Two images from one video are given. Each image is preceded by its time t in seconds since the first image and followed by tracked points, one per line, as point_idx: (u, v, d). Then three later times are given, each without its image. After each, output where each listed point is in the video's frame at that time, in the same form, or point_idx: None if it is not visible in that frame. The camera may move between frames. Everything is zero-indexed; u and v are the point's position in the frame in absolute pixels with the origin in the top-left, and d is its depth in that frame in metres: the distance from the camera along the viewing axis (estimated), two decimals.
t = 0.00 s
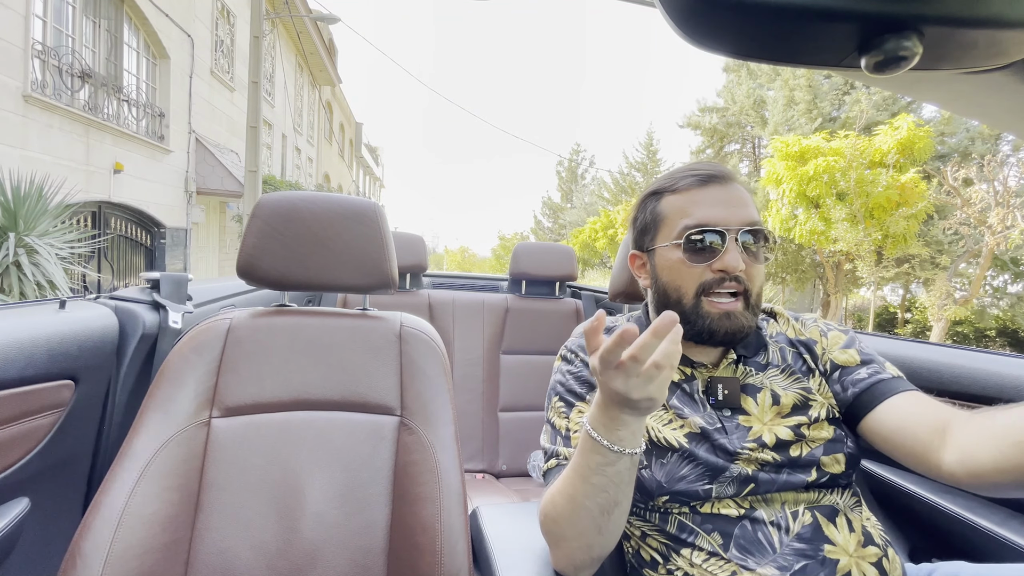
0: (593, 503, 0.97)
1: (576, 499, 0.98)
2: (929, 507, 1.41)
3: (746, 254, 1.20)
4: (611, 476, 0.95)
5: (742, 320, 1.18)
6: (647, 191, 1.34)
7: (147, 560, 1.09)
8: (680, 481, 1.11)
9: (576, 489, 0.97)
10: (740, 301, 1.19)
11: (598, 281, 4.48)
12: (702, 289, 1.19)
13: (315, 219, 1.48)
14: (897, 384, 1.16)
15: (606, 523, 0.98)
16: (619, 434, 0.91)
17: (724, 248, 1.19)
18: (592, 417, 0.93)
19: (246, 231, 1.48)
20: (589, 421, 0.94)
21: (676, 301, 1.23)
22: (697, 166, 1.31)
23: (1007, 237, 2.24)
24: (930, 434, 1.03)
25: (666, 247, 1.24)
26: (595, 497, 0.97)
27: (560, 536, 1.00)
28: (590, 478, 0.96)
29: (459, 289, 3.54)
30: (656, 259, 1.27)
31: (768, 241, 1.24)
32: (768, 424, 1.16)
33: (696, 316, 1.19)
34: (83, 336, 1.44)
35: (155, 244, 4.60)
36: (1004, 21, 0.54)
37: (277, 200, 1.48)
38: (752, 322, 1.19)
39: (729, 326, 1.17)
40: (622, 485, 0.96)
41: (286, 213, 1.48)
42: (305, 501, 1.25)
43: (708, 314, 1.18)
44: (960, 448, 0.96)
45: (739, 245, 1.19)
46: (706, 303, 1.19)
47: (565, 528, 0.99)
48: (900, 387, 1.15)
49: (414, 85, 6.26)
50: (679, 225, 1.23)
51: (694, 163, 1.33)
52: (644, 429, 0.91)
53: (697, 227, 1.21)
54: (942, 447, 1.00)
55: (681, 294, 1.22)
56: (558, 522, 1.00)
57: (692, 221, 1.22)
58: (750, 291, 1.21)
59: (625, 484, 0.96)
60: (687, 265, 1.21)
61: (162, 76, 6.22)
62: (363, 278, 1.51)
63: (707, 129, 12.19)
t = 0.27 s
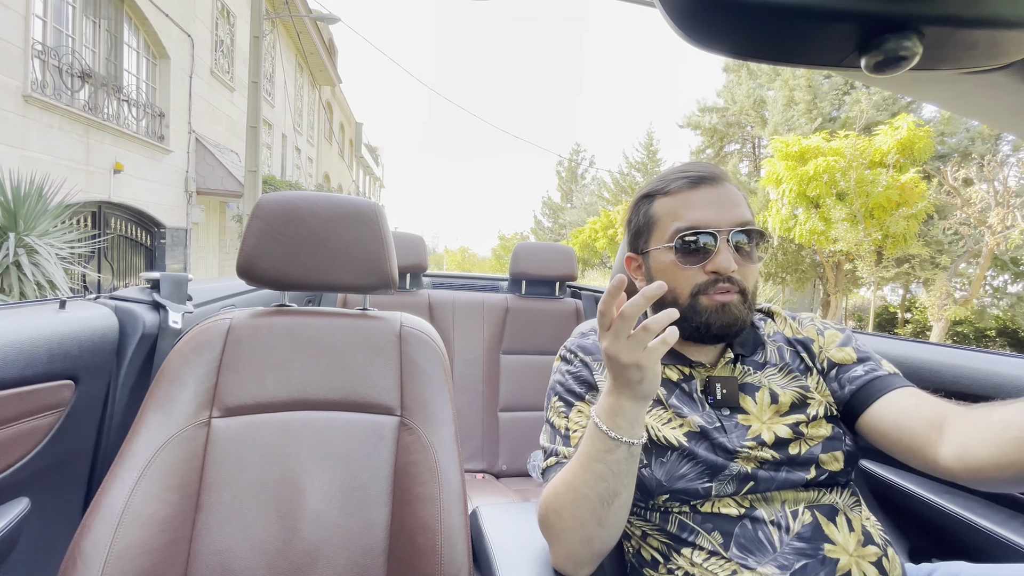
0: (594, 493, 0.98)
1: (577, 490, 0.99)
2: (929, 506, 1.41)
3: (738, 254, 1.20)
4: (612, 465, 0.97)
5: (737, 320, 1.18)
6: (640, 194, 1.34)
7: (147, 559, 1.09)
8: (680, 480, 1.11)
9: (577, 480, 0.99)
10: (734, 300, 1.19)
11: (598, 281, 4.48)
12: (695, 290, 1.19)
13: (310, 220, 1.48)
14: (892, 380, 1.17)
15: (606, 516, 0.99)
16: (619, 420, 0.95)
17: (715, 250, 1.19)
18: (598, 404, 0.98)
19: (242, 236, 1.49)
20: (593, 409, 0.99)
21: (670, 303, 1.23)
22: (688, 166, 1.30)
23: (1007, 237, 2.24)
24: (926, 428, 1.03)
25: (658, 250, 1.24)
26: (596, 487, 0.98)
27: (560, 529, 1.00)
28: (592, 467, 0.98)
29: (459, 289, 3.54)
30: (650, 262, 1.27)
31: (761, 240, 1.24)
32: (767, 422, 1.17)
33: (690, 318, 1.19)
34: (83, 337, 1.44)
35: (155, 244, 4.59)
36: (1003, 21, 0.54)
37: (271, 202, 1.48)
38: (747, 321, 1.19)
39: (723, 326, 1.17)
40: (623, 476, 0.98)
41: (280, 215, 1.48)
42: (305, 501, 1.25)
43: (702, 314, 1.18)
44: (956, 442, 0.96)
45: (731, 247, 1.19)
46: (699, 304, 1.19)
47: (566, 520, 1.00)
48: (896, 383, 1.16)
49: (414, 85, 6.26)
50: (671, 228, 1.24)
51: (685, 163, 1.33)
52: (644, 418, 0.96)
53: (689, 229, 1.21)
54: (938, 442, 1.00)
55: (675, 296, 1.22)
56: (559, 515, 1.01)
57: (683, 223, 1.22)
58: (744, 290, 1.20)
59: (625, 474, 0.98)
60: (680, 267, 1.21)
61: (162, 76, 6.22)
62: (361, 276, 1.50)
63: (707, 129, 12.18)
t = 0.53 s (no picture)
0: (595, 494, 0.98)
1: (578, 491, 0.98)
2: (929, 507, 1.41)
3: (738, 257, 1.20)
4: (613, 466, 0.96)
5: (737, 323, 1.17)
6: (641, 195, 1.35)
7: (147, 560, 1.09)
8: (680, 481, 1.11)
9: (578, 481, 0.98)
10: (734, 303, 1.19)
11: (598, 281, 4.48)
12: (695, 294, 1.19)
13: (311, 221, 1.48)
14: (894, 383, 1.16)
15: (606, 516, 0.99)
16: (622, 421, 0.94)
17: (716, 252, 1.19)
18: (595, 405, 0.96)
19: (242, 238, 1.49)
20: (591, 409, 0.97)
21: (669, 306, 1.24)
22: (690, 168, 1.30)
23: (1007, 237, 2.24)
24: (926, 431, 1.03)
25: (659, 252, 1.24)
26: (596, 488, 0.98)
27: (560, 530, 1.00)
28: (592, 468, 0.97)
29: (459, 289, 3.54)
30: (650, 264, 1.27)
31: (762, 242, 1.23)
32: (767, 424, 1.16)
33: (690, 320, 1.19)
34: (83, 336, 1.44)
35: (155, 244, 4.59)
36: (1003, 22, 0.54)
37: (271, 203, 1.48)
38: (747, 324, 1.19)
39: (722, 330, 1.17)
40: (623, 476, 0.98)
41: (281, 217, 1.48)
42: (305, 501, 1.25)
43: (701, 318, 1.18)
44: (957, 443, 0.96)
45: (732, 249, 1.19)
46: (699, 307, 1.19)
47: (566, 521, 0.99)
48: (897, 386, 1.15)
49: (414, 86, 6.26)
50: (672, 230, 1.24)
51: (687, 164, 1.32)
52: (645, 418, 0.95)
53: (689, 231, 1.21)
54: (939, 444, 1.00)
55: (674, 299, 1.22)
56: (559, 516, 1.00)
57: (684, 225, 1.22)
58: (745, 293, 1.20)
59: (626, 475, 0.98)
60: (680, 269, 1.21)
61: (162, 76, 6.22)
62: (363, 277, 1.50)
63: (707, 129, 12.18)
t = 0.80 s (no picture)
0: (597, 504, 0.97)
1: (580, 500, 0.97)
2: (929, 507, 1.41)
3: (739, 257, 1.20)
4: (618, 478, 0.95)
5: (735, 323, 1.17)
6: (645, 192, 1.35)
7: (147, 560, 1.09)
8: (680, 482, 1.11)
9: (581, 491, 0.97)
10: (733, 303, 1.18)
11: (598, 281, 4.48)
12: (694, 292, 1.19)
13: (313, 220, 1.48)
14: (892, 380, 1.16)
15: (609, 524, 0.98)
16: (628, 436, 0.91)
17: (717, 252, 1.19)
18: (598, 419, 0.93)
19: (244, 233, 1.49)
20: (594, 423, 0.94)
21: (668, 304, 1.24)
22: (695, 167, 1.30)
23: (1007, 237, 2.24)
24: (925, 427, 1.03)
25: (660, 249, 1.24)
26: (600, 499, 0.97)
27: (562, 537, 1.00)
28: (596, 480, 0.96)
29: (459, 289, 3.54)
30: (650, 260, 1.27)
31: (764, 244, 1.23)
32: (766, 425, 1.17)
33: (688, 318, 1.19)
34: (83, 337, 1.44)
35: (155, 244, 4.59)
36: (1003, 22, 0.54)
37: (274, 200, 1.48)
38: (745, 324, 1.18)
39: (720, 329, 1.16)
40: (626, 485, 0.97)
41: (283, 214, 1.48)
42: (305, 501, 1.25)
43: (699, 315, 1.18)
44: (957, 441, 0.96)
45: (733, 249, 1.19)
46: (697, 305, 1.19)
47: (568, 529, 0.99)
48: (895, 383, 1.15)
49: (414, 86, 6.26)
50: (674, 227, 1.24)
51: (693, 164, 1.33)
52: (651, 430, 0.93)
53: (691, 229, 1.21)
54: (938, 441, 0.99)
55: (673, 296, 1.22)
56: (560, 523, 1.00)
57: (686, 223, 1.22)
58: (744, 294, 1.20)
59: (630, 485, 0.97)
60: (681, 267, 1.21)
61: (162, 76, 6.22)
62: (362, 277, 1.51)
63: (707, 129, 12.17)
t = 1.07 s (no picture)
0: (598, 503, 0.97)
1: (581, 499, 0.97)
2: (929, 506, 1.41)
3: (745, 260, 1.20)
4: (619, 476, 0.95)
5: (738, 325, 1.17)
6: (651, 191, 1.35)
7: (147, 560, 1.09)
8: (678, 482, 1.11)
9: (582, 490, 0.97)
10: (738, 306, 1.18)
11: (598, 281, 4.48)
12: (699, 292, 1.19)
13: (318, 220, 1.48)
14: (885, 371, 1.17)
15: (609, 522, 0.98)
16: (629, 434, 0.91)
17: (724, 253, 1.19)
18: (599, 416, 0.93)
19: (248, 231, 1.48)
20: (595, 421, 0.94)
21: (672, 303, 1.23)
22: (704, 168, 1.30)
23: (1007, 237, 2.24)
24: (918, 418, 1.03)
25: (665, 248, 1.24)
26: (601, 497, 0.97)
27: (562, 535, 1.00)
28: (597, 478, 0.96)
29: (459, 289, 3.54)
30: (655, 259, 1.27)
31: (768, 247, 1.24)
32: (765, 424, 1.16)
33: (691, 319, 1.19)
34: (83, 336, 1.44)
35: (155, 244, 4.59)
36: (1003, 21, 0.54)
37: (280, 200, 1.48)
38: (748, 327, 1.19)
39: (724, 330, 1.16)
40: (627, 484, 0.96)
41: (288, 214, 1.48)
42: (304, 501, 1.25)
43: (703, 316, 1.18)
44: (952, 430, 0.96)
45: (740, 251, 1.19)
46: (702, 306, 1.19)
47: (569, 528, 0.99)
48: (889, 374, 1.16)
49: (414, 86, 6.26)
50: (680, 227, 1.24)
51: (701, 165, 1.33)
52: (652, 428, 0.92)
53: (698, 230, 1.21)
54: (933, 432, 1.00)
55: (677, 296, 1.22)
56: (561, 522, 1.00)
57: (693, 224, 1.22)
58: (748, 297, 1.20)
59: (631, 483, 0.97)
60: (686, 267, 1.21)
61: (162, 76, 6.22)
62: (363, 279, 1.51)
63: (707, 129, 12.17)
